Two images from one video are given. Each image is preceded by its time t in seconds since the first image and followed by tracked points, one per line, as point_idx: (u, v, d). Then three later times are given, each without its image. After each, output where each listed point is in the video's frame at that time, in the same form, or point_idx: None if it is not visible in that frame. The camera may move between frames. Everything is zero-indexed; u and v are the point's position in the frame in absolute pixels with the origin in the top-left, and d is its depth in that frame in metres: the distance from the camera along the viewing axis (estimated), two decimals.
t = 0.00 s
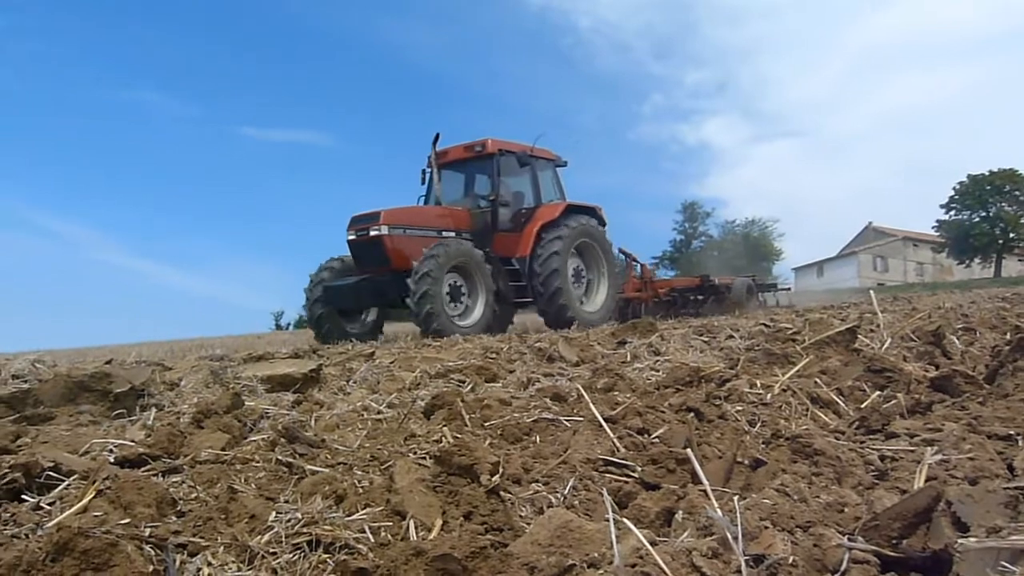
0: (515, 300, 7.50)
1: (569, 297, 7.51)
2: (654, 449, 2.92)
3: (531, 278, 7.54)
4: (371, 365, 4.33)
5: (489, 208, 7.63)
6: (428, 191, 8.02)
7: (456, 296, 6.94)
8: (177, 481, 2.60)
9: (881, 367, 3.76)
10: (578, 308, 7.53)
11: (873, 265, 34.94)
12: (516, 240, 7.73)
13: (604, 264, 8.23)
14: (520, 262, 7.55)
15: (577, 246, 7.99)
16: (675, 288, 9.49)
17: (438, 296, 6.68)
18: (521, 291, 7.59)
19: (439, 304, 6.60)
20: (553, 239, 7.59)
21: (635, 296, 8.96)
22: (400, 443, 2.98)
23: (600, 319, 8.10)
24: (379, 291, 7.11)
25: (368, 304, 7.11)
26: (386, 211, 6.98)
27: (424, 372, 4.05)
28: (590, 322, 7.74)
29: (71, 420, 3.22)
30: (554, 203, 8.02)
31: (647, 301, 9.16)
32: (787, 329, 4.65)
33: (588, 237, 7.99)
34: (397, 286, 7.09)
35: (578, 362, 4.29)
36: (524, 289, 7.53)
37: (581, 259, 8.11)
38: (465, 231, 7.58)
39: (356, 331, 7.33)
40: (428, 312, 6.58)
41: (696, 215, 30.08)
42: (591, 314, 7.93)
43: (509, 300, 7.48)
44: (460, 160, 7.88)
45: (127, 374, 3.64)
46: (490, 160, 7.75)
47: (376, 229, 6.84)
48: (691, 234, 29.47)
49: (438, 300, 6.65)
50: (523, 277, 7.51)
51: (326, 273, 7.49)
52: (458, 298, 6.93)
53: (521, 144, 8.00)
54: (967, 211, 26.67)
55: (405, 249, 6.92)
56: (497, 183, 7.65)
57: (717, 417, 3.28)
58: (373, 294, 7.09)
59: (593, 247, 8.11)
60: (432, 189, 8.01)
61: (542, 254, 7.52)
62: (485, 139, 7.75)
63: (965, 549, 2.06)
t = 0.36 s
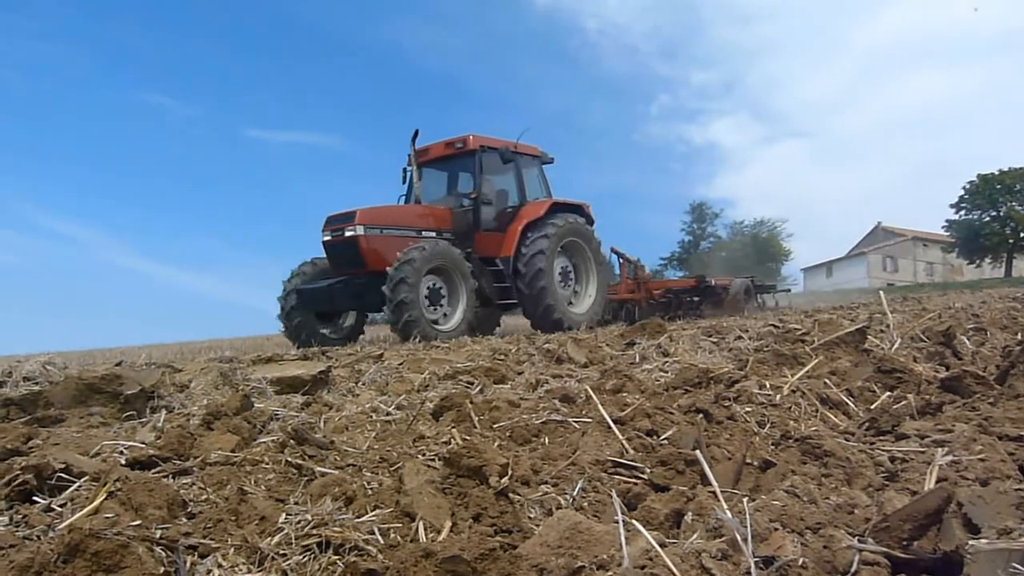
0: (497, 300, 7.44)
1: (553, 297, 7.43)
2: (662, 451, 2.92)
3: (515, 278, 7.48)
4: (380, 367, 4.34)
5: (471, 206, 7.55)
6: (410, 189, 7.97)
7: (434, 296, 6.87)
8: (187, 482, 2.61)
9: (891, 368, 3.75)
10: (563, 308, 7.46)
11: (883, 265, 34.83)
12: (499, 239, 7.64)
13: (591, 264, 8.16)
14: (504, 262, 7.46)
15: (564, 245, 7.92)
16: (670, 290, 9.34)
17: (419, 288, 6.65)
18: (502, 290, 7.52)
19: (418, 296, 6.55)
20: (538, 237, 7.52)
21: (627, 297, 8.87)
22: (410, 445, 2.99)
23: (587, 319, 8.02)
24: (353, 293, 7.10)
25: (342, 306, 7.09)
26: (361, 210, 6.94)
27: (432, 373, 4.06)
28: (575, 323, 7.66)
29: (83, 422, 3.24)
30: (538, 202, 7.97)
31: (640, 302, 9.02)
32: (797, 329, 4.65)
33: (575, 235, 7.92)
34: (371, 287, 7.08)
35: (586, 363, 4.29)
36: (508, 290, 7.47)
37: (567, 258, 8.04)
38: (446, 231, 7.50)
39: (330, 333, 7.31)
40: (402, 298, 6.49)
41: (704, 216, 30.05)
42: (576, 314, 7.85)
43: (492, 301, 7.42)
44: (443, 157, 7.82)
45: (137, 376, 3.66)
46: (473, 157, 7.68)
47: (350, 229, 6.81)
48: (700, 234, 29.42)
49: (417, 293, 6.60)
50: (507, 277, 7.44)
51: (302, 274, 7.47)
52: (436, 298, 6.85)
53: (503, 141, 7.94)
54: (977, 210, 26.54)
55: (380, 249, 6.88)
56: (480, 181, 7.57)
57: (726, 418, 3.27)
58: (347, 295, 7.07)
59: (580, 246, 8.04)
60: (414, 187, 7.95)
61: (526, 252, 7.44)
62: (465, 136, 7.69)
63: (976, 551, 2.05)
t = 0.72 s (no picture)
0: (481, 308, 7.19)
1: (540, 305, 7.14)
2: (675, 456, 2.91)
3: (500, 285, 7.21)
4: (392, 373, 4.35)
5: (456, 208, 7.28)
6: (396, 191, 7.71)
7: (412, 301, 6.60)
8: (201, 489, 2.62)
9: (905, 372, 3.73)
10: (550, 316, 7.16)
11: (896, 268, 34.66)
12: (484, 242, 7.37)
13: (584, 271, 7.87)
14: (488, 268, 7.19)
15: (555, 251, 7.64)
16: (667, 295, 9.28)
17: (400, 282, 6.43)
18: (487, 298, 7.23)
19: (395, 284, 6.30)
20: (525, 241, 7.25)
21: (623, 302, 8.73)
22: (422, 451, 2.99)
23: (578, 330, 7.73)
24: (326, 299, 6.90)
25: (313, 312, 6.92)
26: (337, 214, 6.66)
27: (444, 379, 4.06)
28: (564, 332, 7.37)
29: (97, 428, 3.26)
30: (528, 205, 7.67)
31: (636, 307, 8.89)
32: (809, 334, 4.63)
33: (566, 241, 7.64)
34: (345, 294, 6.83)
35: (598, 368, 4.29)
36: (492, 297, 7.21)
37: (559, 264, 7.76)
38: (430, 235, 7.22)
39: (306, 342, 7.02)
40: (378, 277, 6.27)
41: (716, 220, 29.98)
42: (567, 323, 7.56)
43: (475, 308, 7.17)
44: (430, 158, 7.57)
45: (150, 382, 3.68)
46: (460, 158, 7.41)
47: (324, 233, 6.53)
48: (710, 239, 29.35)
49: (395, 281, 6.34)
50: (492, 284, 7.17)
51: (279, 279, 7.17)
52: (413, 305, 6.57)
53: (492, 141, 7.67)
54: (991, 213, 26.36)
55: (356, 253, 6.60)
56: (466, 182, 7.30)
57: (739, 423, 3.26)
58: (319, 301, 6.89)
59: (573, 252, 7.76)
60: (400, 189, 7.70)
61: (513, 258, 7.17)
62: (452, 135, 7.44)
63: (993, 557, 2.03)
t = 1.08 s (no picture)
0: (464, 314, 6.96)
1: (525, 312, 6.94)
2: (689, 463, 2.90)
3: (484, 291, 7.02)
4: (404, 380, 4.35)
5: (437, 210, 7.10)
6: (376, 197, 7.57)
7: (384, 307, 6.34)
8: (216, 494, 2.64)
9: (920, 380, 3.70)
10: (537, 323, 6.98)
11: (911, 274, 34.42)
12: (466, 246, 7.17)
13: (571, 276, 7.68)
14: (471, 272, 7.00)
15: (540, 254, 7.44)
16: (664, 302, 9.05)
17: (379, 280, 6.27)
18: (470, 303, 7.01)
19: (374, 277, 6.12)
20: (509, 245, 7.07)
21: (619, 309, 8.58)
22: (435, 457, 3.00)
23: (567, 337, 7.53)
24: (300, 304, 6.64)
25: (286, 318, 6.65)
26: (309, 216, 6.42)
27: (456, 386, 4.06)
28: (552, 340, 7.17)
29: (112, 435, 3.28)
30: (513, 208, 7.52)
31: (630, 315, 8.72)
32: (823, 340, 4.60)
33: (552, 244, 7.44)
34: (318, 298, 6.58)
35: (610, 375, 4.28)
36: (475, 302, 6.99)
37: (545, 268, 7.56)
38: (411, 238, 7.03)
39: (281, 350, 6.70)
40: (361, 262, 6.13)
41: (728, 226, 29.89)
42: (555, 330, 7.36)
43: (458, 314, 6.94)
44: (410, 161, 7.42)
45: (165, 389, 3.69)
46: (440, 160, 7.25)
47: (296, 235, 6.28)
48: (723, 245, 29.25)
49: (373, 271, 6.16)
50: (475, 289, 6.97)
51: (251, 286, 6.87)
52: (384, 312, 6.30)
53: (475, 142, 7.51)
54: (1008, 218, 26.15)
55: (329, 257, 6.34)
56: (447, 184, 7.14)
57: (753, 430, 3.24)
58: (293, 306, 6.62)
59: (559, 257, 7.57)
60: (381, 194, 7.55)
61: (496, 263, 6.98)
62: (433, 136, 7.29)
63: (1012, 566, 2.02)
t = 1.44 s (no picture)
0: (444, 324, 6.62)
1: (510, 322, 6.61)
2: (704, 472, 2.89)
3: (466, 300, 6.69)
4: (418, 388, 4.35)
5: (418, 215, 6.79)
6: (357, 202, 7.28)
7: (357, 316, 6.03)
8: (232, 503, 2.65)
9: (937, 388, 3.67)
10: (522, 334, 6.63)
11: (927, 281, 34.16)
12: (447, 252, 6.83)
13: (560, 282, 7.37)
14: (453, 280, 6.64)
15: (527, 261, 7.09)
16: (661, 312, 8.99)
17: (360, 287, 6.02)
18: (450, 313, 6.68)
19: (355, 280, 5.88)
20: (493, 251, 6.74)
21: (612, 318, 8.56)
22: (449, 466, 2.99)
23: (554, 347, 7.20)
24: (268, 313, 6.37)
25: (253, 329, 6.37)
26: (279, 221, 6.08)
27: (470, 394, 4.06)
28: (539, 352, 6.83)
29: (128, 443, 3.29)
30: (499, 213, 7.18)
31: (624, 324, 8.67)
32: (838, 348, 4.57)
33: (538, 250, 7.09)
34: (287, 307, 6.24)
35: (624, 384, 4.27)
36: (457, 312, 6.65)
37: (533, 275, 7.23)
38: (390, 244, 6.69)
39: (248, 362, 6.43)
40: (344, 261, 5.89)
41: (742, 233, 29.79)
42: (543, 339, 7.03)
43: (437, 324, 6.61)
44: (392, 164, 7.14)
45: (179, 397, 3.71)
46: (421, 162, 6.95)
47: (266, 241, 5.97)
48: (736, 253, 29.14)
49: (357, 275, 5.92)
50: (457, 298, 6.63)
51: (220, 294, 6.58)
52: (355, 321, 5.97)
53: (459, 144, 7.20)
54: None
55: (299, 264, 6.02)
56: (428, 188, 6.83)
57: (768, 439, 3.23)
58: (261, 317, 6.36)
59: (547, 263, 7.23)
60: (362, 200, 7.27)
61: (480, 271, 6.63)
62: (414, 138, 7.00)
63: None
